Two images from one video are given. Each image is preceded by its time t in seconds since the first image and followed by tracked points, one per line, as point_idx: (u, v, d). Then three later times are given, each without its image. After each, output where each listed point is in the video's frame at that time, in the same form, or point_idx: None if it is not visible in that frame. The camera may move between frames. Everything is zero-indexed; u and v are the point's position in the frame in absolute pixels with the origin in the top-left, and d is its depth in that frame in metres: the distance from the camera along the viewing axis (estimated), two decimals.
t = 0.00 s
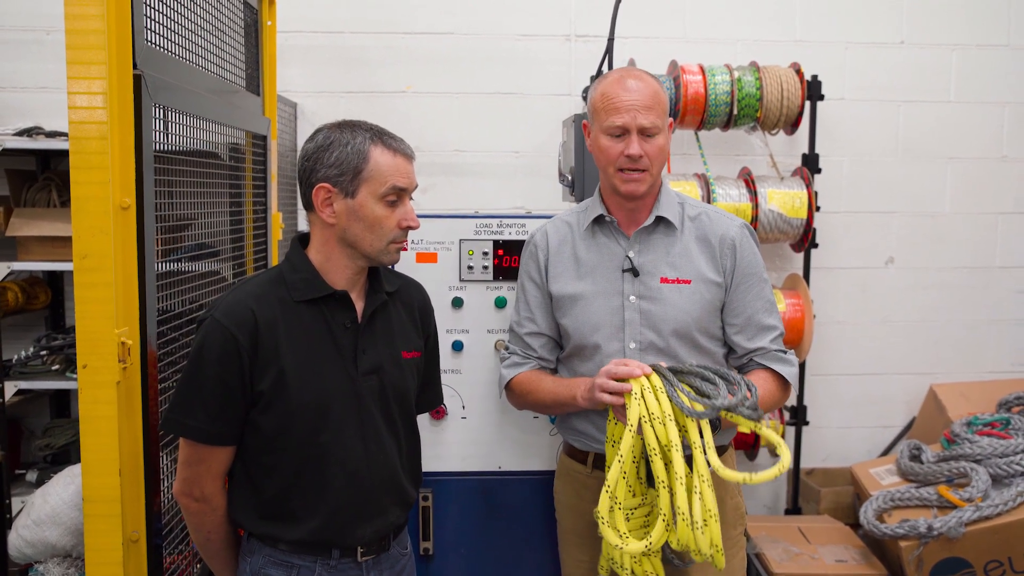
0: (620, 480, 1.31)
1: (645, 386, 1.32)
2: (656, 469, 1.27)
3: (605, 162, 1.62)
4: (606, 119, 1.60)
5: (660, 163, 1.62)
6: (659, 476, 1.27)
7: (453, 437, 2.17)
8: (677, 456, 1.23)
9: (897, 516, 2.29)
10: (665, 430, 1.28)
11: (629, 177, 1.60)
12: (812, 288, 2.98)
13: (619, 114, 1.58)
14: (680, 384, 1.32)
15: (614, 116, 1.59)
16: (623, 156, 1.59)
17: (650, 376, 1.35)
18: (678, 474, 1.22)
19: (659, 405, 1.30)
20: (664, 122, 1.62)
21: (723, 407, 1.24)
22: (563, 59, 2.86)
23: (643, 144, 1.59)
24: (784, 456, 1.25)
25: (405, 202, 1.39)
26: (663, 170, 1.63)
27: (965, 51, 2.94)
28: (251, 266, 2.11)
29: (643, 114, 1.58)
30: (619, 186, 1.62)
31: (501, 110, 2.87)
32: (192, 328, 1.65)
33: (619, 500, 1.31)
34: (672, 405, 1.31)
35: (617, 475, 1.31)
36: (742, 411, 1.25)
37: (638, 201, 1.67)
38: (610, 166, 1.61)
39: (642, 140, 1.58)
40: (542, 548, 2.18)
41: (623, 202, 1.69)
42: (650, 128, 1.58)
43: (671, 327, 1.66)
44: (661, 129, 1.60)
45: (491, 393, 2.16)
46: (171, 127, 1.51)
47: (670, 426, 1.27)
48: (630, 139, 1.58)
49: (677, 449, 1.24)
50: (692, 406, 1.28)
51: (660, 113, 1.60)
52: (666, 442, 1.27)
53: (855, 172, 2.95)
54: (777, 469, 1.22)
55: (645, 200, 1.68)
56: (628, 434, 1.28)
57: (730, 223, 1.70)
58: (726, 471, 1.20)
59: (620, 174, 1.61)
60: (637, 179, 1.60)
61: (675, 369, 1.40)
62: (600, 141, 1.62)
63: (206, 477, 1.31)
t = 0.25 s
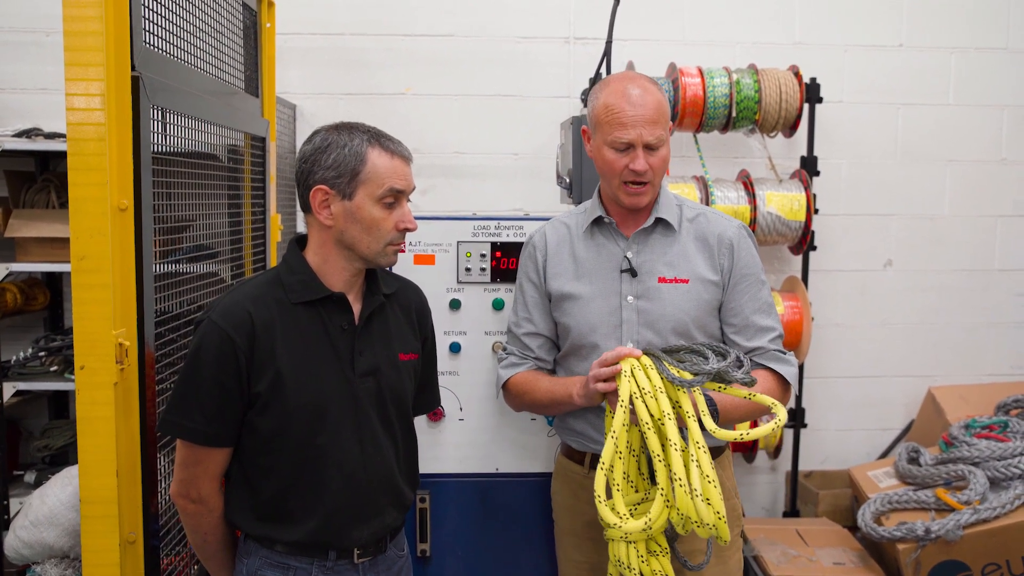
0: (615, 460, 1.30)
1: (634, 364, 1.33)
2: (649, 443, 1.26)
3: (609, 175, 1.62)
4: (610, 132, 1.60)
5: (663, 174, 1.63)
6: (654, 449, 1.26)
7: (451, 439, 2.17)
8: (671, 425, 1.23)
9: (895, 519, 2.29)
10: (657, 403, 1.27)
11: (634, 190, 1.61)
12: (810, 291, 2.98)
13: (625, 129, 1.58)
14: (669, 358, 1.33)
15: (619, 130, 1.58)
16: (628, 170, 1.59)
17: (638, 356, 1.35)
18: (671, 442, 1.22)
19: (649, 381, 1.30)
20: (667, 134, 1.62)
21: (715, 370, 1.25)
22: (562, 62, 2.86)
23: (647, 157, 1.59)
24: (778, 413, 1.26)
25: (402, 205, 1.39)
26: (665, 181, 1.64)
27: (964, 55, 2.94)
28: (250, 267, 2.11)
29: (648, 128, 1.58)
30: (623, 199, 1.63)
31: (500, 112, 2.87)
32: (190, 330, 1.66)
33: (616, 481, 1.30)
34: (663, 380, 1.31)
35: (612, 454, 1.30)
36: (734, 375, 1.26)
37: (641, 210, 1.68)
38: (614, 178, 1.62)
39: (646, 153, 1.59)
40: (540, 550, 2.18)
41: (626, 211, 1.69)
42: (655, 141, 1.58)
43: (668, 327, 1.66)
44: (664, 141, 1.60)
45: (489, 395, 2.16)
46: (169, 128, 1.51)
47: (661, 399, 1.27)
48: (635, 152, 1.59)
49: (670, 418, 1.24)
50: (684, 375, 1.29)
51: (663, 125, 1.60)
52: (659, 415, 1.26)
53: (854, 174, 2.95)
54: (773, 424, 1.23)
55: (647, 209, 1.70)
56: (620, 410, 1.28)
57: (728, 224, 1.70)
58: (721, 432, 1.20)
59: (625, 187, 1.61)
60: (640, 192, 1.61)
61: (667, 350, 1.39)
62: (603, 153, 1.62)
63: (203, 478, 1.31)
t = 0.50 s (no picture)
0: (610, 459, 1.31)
1: (634, 363, 1.32)
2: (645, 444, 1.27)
3: (606, 175, 1.63)
4: (608, 133, 1.60)
5: (661, 176, 1.63)
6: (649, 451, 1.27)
7: (451, 440, 2.17)
8: (667, 429, 1.24)
9: (896, 520, 2.29)
10: (655, 405, 1.28)
11: (631, 191, 1.61)
12: (810, 292, 2.98)
13: (622, 130, 1.58)
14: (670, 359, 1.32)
15: (617, 130, 1.58)
16: (626, 171, 1.59)
17: (639, 354, 1.35)
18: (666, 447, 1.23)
19: (648, 381, 1.30)
20: (666, 136, 1.61)
21: (715, 377, 1.26)
22: (562, 63, 2.86)
23: (645, 159, 1.59)
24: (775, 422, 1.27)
25: (400, 206, 1.39)
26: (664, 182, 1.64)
27: (963, 55, 2.94)
28: (250, 268, 2.11)
29: (647, 130, 1.57)
30: (621, 199, 1.63)
31: (500, 113, 2.88)
32: (190, 331, 1.66)
33: (610, 478, 1.31)
34: (661, 382, 1.31)
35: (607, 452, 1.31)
36: (733, 382, 1.26)
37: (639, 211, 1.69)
38: (612, 179, 1.62)
39: (644, 154, 1.59)
40: (540, 551, 2.18)
41: (624, 211, 1.70)
42: (653, 143, 1.58)
43: (667, 328, 1.66)
44: (663, 143, 1.60)
45: (489, 396, 2.17)
46: (169, 130, 1.52)
47: (659, 402, 1.27)
48: (632, 154, 1.59)
49: (667, 422, 1.25)
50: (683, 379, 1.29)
51: (663, 127, 1.60)
52: (656, 417, 1.27)
53: (854, 175, 2.95)
54: (768, 435, 1.24)
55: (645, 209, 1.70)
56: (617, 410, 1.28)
57: (727, 226, 1.70)
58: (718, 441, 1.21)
59: (622, 188, 1.61)
60: (638, 193, 1.62)
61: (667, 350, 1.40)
62: (601, 153, 1.62)
63: (202, 479, 1.31)
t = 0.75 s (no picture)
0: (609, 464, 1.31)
1: (633, 369, 1.32)
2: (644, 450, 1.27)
3: (605, 177, 1.63)
4: (608, 135, 1.60)
5: (660, 178, 1.63)
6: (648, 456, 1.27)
7: (451, 442, 2.17)
8: (667, 435, 1.24)
9: (897, 522, 2.29)
10: (653, 411, 1.28)
11: (630, 192, 1.61)
12: (811, 294, 2.98)
13: (622, 132, 1.58)
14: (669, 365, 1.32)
15: (617, 133, 1.58)
16: (625, 173, 1.59)
17: (638, 360, 1.35)
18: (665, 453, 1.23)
19: (647, 387, 1.31)
20: (666, 139, 1.61)
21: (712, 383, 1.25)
22: (562, 65, 2.87)
23: (644, 161, 1.59)
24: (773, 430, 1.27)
25: (400, 209, 1.39)
26: (663, 185, 1.64)
27: (964, 57, 2.94)
28: (251, 270, 2.11)
29: (646, 132, 1.57)
30: (620, 201, 1.63)
31: (501, 115, 2.88)
32: (191, 333, 1.66)
33: (608, 483, 1.31)
34: (660, 387, 1.31)
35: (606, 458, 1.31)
36: (731, 388, 1.26)
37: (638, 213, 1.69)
38: (611, 180, 1.62)
39: (643, 156, 1.59)
40: (540, 553, 2.18)
41: (623, 213, 1.70)
42: (652, 146, 1.58)
43: (666, 331, 1.66)
44: (663, 145, 1.60)
45: (489, 398, 2.17)
46: (170, 132, 1.52)
47: (658, 407, 1.27)
48: (631, 156, 1.59)
49: (666, 428, 1.25)
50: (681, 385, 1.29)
51: (662, 129, 1.60)
52: (655, 422, 1.27)
53: (854, 177, 2.95)
54: (767, 442, 1.24)
55: (644, 211, 1.70)
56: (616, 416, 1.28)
57: (726, 229, 1.70)
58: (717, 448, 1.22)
59: (621, 190, 1.61)
60: (637, 194, 1.61)
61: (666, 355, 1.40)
62: (600, 154, 1.62)
63: (202, 481, 1.32)
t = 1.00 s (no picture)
0: (609, 466, 1.31)
1: (633, 370, 1.32)
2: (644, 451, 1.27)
3: (600, 168, 1.62)
4: (602, 126, 1.60)
5: (656, 169, 1.62)
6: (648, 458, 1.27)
7: (451, 442, 2.17)
8: (667, 436, 1.24)
9: (898, 522, 2.28)
10: (653, 412, 1.27)
11: (626, 183, 1.60)
12: (811, 294, 2.98)
13: (615, 120, 1.58)
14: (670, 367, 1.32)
15: (610, 122, 1.59)
16: (619, 162, 1.59)
17: (637, 362, 1.35)
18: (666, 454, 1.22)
19: (647, 388, 1.30)
20: (661, 130, 1.61)
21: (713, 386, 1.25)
22: (562, 65, 2.87)
23: (638, 150, 1.58)
24: (774, 431, 1.26)
25: (400, 209, 1.40)
26: (660, 176, 1.63)
27: (964, 57, 2.94)
28: (252, 271, 2.12)
29: (640, 121, 1.57)
30: (616, 192, 1.62)
31: (501, 116, 2.88)
32: (191, 334, 1.66)
33: (609, 485, 1.31)
34: (660, 389, 1.31)
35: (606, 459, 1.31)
36: (730, 390, 1.26)
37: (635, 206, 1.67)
38: (606, 172, 1.61)
39: (637, 146, 1.58)
40: (540, 553, 2.18)
41: (621, 207, 1.68)
42: (646, 134, 1.58)
43: (666, 331, 1.66)
44: (658, 135, 1.60)
45: (489, 398, 2.17)
46: (170, 133, 1.52)
47: (658, 409, 1.27)
48: (625, 145, 1.58)
49: (666, 429, 1.25)
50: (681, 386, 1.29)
51: (657, 120, 1.60)
52: (655, 424, 1.27)
53: (855, 177, 2.95)
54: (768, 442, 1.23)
55: (642, 205, 1.68)
56: (616, 418, 1.28)
57: (726, 230, 1.70)
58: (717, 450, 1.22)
59: (616, 180, 1.60)
60: (633, 185, 1.60)
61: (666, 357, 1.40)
62: (595, 147, 1.62)
63: (202, 482, 1.32)
